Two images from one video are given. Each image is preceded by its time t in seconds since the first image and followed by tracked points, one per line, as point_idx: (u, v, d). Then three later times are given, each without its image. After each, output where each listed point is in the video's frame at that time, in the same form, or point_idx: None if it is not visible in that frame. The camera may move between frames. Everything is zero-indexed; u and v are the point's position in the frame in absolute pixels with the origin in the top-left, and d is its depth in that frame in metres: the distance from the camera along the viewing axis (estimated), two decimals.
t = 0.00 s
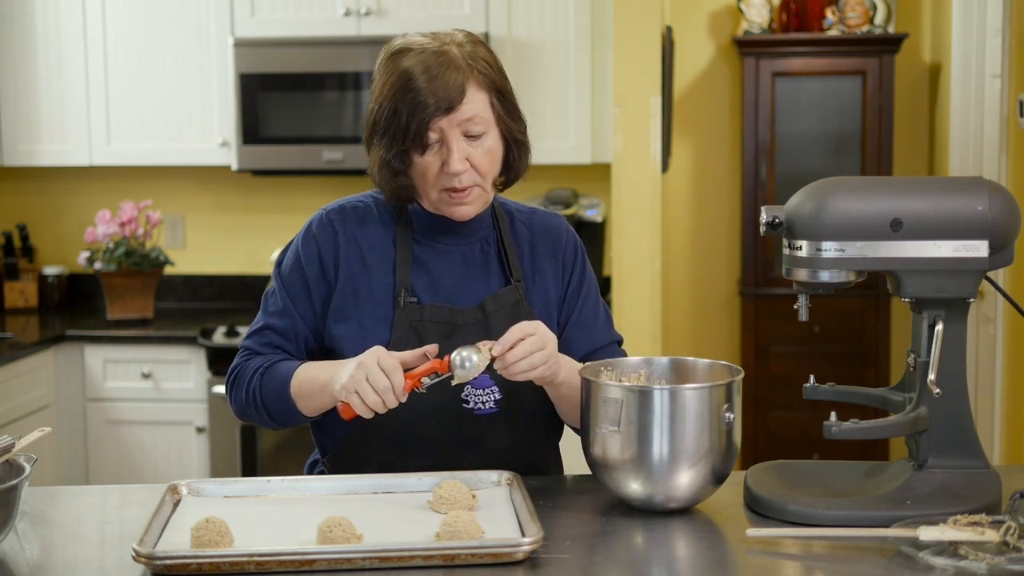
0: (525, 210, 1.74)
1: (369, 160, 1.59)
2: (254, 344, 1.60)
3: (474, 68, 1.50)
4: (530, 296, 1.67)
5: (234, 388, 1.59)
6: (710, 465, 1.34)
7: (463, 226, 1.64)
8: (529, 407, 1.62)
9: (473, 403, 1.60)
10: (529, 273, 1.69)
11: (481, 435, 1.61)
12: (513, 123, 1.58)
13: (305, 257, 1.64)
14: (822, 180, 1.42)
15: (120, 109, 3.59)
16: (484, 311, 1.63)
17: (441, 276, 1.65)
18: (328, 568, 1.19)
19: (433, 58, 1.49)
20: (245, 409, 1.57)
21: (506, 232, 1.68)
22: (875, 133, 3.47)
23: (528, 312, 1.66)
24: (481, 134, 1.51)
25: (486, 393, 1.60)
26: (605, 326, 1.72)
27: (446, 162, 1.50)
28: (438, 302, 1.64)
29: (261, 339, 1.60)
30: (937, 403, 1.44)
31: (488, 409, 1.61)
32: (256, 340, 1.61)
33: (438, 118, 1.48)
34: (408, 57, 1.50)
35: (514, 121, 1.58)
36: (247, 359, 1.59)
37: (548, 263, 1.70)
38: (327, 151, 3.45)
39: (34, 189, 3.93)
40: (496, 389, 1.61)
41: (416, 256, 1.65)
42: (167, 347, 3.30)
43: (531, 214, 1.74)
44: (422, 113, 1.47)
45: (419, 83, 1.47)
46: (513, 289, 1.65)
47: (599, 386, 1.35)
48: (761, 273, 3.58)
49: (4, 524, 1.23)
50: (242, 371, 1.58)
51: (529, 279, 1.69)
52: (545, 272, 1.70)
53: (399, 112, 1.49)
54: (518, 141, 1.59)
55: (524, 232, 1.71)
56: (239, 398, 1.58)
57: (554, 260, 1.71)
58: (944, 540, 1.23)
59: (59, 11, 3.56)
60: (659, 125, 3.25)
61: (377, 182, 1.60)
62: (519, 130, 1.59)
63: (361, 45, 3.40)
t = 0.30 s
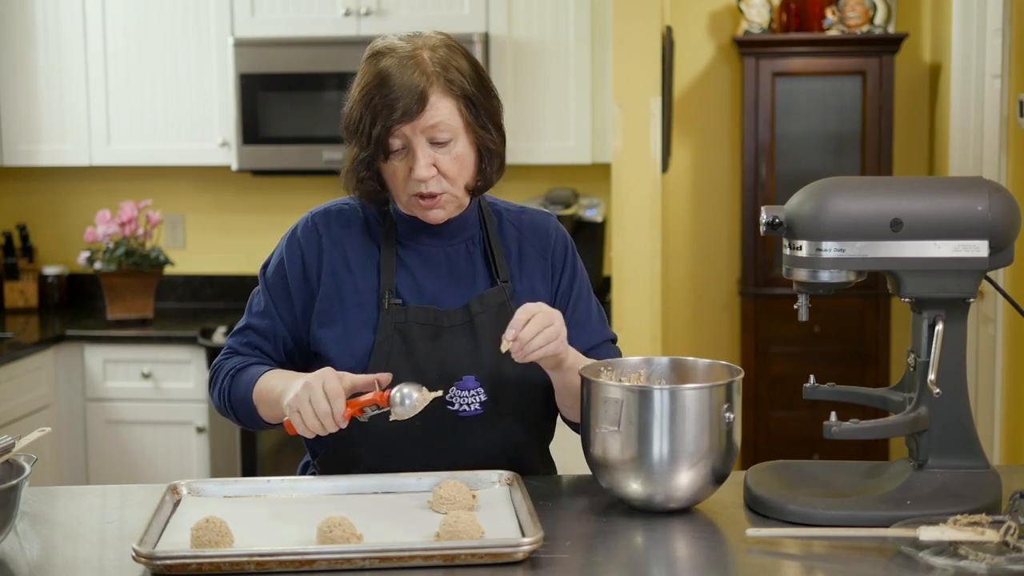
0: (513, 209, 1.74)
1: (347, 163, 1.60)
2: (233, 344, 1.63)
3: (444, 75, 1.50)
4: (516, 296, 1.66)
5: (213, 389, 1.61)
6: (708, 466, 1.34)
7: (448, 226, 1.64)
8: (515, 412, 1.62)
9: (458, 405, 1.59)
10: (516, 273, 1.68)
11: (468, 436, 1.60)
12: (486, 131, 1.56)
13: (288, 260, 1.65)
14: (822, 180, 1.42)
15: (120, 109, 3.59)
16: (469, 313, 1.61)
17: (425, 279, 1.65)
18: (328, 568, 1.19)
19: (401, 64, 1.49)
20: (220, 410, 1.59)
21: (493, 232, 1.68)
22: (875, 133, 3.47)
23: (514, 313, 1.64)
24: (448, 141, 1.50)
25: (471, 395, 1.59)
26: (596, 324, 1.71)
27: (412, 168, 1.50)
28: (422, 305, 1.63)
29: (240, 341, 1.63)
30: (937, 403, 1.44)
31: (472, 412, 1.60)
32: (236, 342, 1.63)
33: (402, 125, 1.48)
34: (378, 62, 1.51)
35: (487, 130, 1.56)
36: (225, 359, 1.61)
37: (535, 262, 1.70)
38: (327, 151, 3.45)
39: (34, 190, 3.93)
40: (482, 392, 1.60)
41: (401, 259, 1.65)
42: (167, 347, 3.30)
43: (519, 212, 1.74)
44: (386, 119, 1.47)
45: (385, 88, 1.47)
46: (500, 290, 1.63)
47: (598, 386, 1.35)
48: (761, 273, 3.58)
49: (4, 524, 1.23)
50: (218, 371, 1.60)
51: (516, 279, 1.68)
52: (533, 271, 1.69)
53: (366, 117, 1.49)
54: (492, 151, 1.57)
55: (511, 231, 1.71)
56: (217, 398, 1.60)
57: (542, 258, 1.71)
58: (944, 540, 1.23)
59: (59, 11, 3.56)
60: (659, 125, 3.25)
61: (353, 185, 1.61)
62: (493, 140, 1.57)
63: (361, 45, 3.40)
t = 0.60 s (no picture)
0: (500, 210, 1.75)
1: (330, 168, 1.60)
2: (211, 342, 1.62)
3: (428, 84, 1.50)
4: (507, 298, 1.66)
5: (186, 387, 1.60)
6: (705, 470, 1.35)
7: (437, 228, 1.64)
8: (510, 413, 1.62)
9: (454, 407, 1.60)
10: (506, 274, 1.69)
11: (464, 437, 1.60)
12: (471, 140, 1.56)
13: (271, 261, 1.65)
14: (822, 180, 1.42)
15: (121, 109, 3.59)
16: (461, 314, 1.62)
17: (415, 283, 1.65)
18: (328, 568, 1.19)
19: (384, 72, 1.49)
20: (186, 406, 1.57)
21: (481, 233, 1.69)
22: (875, 133, 3.47)
23: (506, 313, 1.64)
24: (432, 151, 1.50)
25: (466, 396, 1.60)
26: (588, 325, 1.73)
27: (396, 177, 1.50)
28: (413, 307, 1.63)
29: (218, 340, 1.62)
30: (937, 403, 1.44)
31: (468, 413, 1.60)
32: (214, 341, 1.62)
33: (385, 135, 1.48)
34: (361, 71, 1.51)
35: (472, 140, 1.56)
36: (200, 355, 1.60)
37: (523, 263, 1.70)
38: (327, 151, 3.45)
39: (34, 190, 3.93)
40: (477, 392, 1.61)
41: (389, 262, 1.65)
42: (167, 347, 3.30)
43: (505, 212, 1.75)
44: (369, 129, 1.47)
45: (368, 98, 1.47)
46: (491, 291, 1.64)
47: (598, 386, 1.35)
48: (761, 273, 3.58)
49: (3, 525, 1.23)
50: (189, 365, 1.58)
51: (506, 279, 1.69)
52: (522, 271, 1.70)
53: (349, 126, 1.49)
54: (476, 161, 1.57)
55: (498, 231, 1.72)
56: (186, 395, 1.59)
57: (531, 258, 1.71)
58: (944, 540, 1.23)
59: (59, 11, 3.56)
60: (659, 125, 3.25)
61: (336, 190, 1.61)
62: (478, 149, 1.57)
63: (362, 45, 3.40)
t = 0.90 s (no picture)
0: (494, 211, 1.75)
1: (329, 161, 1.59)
2: (203, 341, 1.62)
3: (438, 84, 1.50)
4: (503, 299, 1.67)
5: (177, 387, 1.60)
6: (705, 470, 1.35)
7: (433, 228, 1.65)
8: (507, 414, 1.62)
9: (451, 407, 1.60)
10: (500, 275, 1.70)
11: (462, 437, 1.60)
12: (475, 142, 1.57)
13: (265, 261, 1.65)
14: (822, 180, 1.42)
15: (120, 109, 3.59)
16: (456, 314, 1.62)
17: (410, 283, 1.65)
18: (328, 568, 1.19)
19: (397, 69, 1.49)
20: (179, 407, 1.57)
21: (476, 233, 1.69)
22: (875, 133, 3.47)
23: (501, 313, 1.64)
24: (437, 151, 1.50)
25: (463, 396, 1.60)
26: (580, 327, 1.75)
27: (399, 174, 1.50)
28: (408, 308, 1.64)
29: (210, 341, 1.62)
30: (937, 403, 1.44)
31: (466, 413, 1.60)
32: (206, 341, 1.62)
33: (393, 132, 1.47)
34: (372, 65, 1.50)
35: (476, 142, 1.57)
36: (192, 355, 1.60)
37: (518, 265, 1.71)
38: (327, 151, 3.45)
39: (34, 190, 3.93)
40: (473, 393, 1.61)
41: (385, 262, 1.65)
42: (167, 347, 3.30)
43: (499, 212, 1.75)
44: (378, 125, 1.47)
45: (378, 94, 1.47)
46: (485, 291, 1.64)
47: (599, 386, 1.35)
48: (761, 273, 3.58)
49: (4, 524, 1.23)
50: (181, 366, 1.58)
51: (500, 280, 1.69)
52: (516, 272, 1.71)
53: (357, 120, 1.49)
54: (479, 163, 1.58)
55: (493, 231, 1.72)
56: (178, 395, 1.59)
57: (525, 259, 1.72)
58: (944, 540, 1.23)
59: (59, 12, 3.56)
60: (659, 125, 3.25)
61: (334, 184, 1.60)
62: (481, 152, 1.58)
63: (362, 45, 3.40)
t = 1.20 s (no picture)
0: (497, 213, 1.76)
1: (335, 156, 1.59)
2: (203, 338, 1.62)
3: (448, 80, 1.50)
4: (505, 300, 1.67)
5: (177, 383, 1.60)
6: (705, 471, 1.34)
7: (437, 227, 1.65)
8: (507, 414, 1.62)
9: (452, 406, 1.59)
10: (503, 276, 1.70)
11: (462, 437, 1.60)
12: (482, 140, 1.57)
13: (266, 259, 1.65)
14: (822, 180, 1.42)
15: (121, 109, 3.59)
16: (458, 313, 1.61)
17: (412, 283, 1.65)
18: (328, 568, 1.19)
19: (407, 64, 1.49)
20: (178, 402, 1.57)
21: (479, 234, 1.70)
22: (875, 133, 3.47)
23: (503, 314, 1.64)
24: (445, 148, 1.51)
25: (464, 396, 1.60)
26: (577, 336, 1.77)
27: (406, 170, 1.50)
28: (410, 306, 1.63)
29: (210, 337, 1.62)
30: (937, 403, 1.44)
31: (466, 412, 1.60)
32: (206, 337, 1.62)
33: (401, 127, 1.48)
34: (382, 61, 1.50)
35: (483, 139, 1.58)
36: (192, 351, 1.60)
37: (520, 267, 1.71)
38: (327, 151, 3.45)
39: (34, 190, 3.93)
40: (474, 391, 1.60)
41: (387, 261, 1.65)
42: (167, 347, 3.30)
43: (502, 215, 1.76)
44: (387, 120, 1.47)
45: (388, 89, 1.47)
46: (489, 292, 1.64)
47: (599, 384, 1.35)
48: (761, 273, 3.58)
49: (4, 524, 1.23)
50: (181, 361, 1.59)
51: (503, 282, 1.69)
52: (518, 274, 1.71)
53: (366, 115, 1.49)
54: (486, 161, 1.59)
55: (495, 233, 1.73)
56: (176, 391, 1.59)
57: (527, 262, 1.72)
58: (944, 540, 1.23)
59: (60, 12, 3.56)
60: (659, 125, 3.25)
61: (339, 180, 1.60)
62: (488, 149, 1.59)
63: (361, 45, 3.40)
